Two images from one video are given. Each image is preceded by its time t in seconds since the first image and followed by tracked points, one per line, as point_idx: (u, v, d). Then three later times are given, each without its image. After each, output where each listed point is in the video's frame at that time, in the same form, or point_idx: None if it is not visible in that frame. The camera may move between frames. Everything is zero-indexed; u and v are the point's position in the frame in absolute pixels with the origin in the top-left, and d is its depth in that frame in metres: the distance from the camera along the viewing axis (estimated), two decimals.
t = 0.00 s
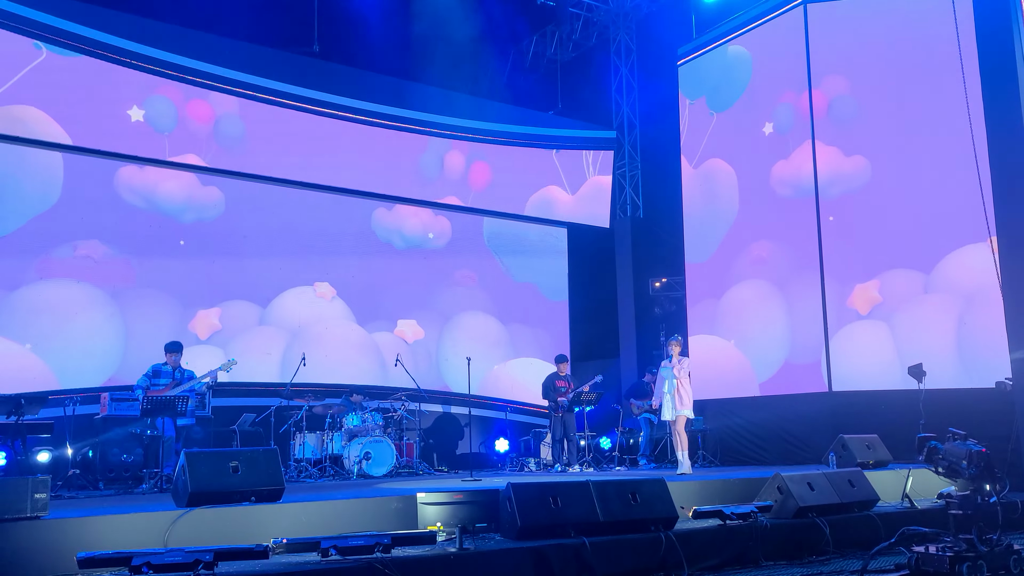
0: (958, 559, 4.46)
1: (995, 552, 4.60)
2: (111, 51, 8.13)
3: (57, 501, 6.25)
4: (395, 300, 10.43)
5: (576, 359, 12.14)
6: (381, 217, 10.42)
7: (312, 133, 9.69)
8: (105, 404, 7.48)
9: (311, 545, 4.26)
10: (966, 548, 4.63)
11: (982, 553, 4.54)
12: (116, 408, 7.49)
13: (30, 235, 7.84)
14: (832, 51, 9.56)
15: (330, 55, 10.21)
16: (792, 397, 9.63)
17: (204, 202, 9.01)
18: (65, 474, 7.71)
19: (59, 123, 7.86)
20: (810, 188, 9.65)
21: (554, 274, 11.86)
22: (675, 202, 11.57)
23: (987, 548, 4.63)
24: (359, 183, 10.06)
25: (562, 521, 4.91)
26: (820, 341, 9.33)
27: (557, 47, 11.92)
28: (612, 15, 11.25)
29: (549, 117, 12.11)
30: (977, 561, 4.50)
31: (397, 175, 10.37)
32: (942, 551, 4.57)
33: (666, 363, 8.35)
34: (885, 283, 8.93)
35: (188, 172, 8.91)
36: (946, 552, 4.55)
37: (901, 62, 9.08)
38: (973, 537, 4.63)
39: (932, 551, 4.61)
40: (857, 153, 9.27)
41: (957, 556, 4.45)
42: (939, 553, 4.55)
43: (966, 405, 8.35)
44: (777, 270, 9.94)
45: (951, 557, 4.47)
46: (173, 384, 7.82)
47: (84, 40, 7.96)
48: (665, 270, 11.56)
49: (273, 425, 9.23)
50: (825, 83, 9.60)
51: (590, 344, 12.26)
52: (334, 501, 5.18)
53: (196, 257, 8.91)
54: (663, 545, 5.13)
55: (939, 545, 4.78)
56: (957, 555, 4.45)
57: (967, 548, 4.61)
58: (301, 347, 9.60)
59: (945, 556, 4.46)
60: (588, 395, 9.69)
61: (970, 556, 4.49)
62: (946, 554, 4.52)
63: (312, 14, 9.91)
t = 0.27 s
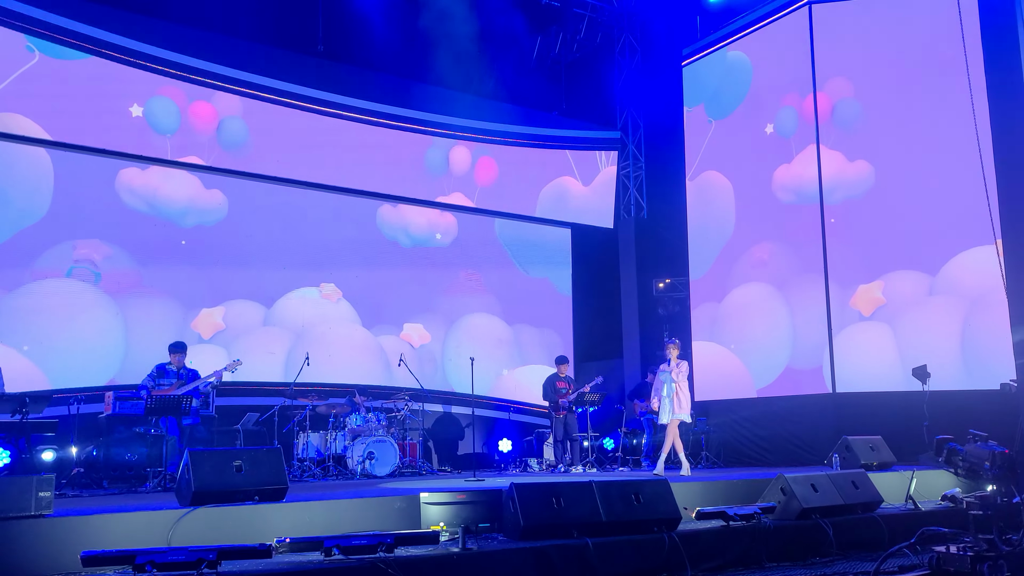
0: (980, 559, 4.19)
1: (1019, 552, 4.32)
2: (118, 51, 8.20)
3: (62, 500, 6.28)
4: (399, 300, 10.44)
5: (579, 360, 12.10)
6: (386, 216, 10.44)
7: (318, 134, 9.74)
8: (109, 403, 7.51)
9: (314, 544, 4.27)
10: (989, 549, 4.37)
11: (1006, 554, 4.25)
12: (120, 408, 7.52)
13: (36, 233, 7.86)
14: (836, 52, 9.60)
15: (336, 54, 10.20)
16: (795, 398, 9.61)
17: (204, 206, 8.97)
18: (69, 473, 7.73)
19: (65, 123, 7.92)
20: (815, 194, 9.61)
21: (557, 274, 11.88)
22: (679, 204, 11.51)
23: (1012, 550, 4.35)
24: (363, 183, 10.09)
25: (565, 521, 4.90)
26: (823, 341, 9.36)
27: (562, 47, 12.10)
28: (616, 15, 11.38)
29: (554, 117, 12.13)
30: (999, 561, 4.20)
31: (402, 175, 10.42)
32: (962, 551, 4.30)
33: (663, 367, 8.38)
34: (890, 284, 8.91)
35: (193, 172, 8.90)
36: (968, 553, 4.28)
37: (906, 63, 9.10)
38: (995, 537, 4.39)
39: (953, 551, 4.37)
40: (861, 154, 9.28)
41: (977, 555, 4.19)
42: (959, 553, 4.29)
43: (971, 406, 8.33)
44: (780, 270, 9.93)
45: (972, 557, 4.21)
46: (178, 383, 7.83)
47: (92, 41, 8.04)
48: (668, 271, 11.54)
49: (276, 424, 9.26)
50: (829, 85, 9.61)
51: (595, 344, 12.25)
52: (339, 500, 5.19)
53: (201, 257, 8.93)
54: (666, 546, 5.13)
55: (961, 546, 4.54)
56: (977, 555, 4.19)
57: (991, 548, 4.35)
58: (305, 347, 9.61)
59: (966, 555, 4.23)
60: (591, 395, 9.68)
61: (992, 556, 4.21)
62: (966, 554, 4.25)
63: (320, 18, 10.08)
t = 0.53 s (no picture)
0: (998, 560, 4.46)
1: None
2: (125, 52, 8.16)
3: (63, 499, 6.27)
4: (401, 300, 10.44)
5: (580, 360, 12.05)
6: (388, 216, 10.45)
7: (321, 134, 9.73)
8: (112, 402, 7.54)
9: (316, 544, 4.27)
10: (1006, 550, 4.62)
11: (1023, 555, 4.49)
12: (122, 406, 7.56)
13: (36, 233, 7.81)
14: (840, 53, 9.55)
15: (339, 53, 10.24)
16: (799, 399, 9.53)
17: (206, 207, 8.96)
18: (71, 473, 7.69)
19: (69, 122, 7.88)
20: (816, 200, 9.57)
21: (560, 275, 11.87)
22: (681, 206, 11.61)
23: None
24: (366, 183, 10.09)
25: (568, 522, 4.90)
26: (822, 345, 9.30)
27: (563, 48, 12.13)
28: (619, 15, 11.32)
29: (555, 117, 12.19)
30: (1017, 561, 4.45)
31: (405, 175, 10.41)
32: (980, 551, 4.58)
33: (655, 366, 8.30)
34: (892, 287, 8.92)
35: (195, 172, 8.89)
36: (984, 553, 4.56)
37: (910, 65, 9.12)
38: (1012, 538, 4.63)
39: (970, 551, 4.61)
40: (865, 155, 9.27)
41: (995, 556, 4.46)
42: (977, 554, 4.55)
43: (971, 407, 8.53)
44: (784, 271, 9.82)
45: (990, 558, 4.48)
46: (181, 383, 7.84)
47: (99, 42, 7.99)
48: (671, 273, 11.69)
49: (279, 424, 9.35)
50: (832, 89, 9.56)
51: (595, 343, 12.26)
52: (341, 500, 5.19)
53: (204, 256, 8.93)
54: (668, 548, 5.12)
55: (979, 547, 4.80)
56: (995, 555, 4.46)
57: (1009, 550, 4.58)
58: (307, 347, 9.61)
59: (985, 556, 4.48)
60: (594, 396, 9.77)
61: (1009, 557, 4.46)
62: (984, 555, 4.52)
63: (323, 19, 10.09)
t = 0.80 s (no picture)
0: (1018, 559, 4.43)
1: None
2: (128, 51, 8.18)
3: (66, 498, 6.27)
4: (403, 300, 10.45)
5: (583, 361, 11.99)
6: (391, 217, 10.47)
7: (325, 134, 9.76)
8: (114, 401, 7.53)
9: (318, 544, 4.28)
10: None
11: None
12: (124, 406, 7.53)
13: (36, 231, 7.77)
14: (844, 54, 9.57)
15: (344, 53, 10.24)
16: (801, 400, 9.55)
17: (206, 206, 8.92)
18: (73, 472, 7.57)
19: (73, 122, 7.91)
20: (817, 202, 9.65)
21: (562, 275, 11.88)
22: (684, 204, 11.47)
23: None
24: (369, 184, 10.12)
25: (570, 522, 4.90)
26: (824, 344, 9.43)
27: (567, 49, 12.14)
28: (622, 16, 11.37)
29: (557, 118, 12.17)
30: None
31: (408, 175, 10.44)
32: (999, 549, 4.54)
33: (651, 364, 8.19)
34: (893, 289, 8.97)
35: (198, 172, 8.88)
36: (1004, 551, 4.52)
37: (912, 66, 9.13)
38: None
39: (990, 550, 4.58)
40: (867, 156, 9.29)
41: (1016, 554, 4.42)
42: (996, 552, 4.52)
43: (981, 412, 8.40)
44: (784, 273, 9.96)
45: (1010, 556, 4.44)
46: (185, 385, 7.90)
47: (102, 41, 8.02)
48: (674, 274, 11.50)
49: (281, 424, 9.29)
50: (833, 90, 9.61)
51: (597, 344, 12.21)
52: (344, 499, 5.19)
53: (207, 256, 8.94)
54: (670, 548, 5.12)
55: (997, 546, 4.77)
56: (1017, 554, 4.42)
57: None
58: (311, 347, 9.63)
59: (1005, 555, 4.45)
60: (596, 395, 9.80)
61: None
62: (1004, 553, 4.48)
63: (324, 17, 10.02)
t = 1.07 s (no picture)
0: None
1: None
2: (130, 52, 8.25)
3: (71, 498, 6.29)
4: (406, 300, 10.46)
5: (587, 361, 12.06)
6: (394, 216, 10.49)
7: (328, 134, 9.80)
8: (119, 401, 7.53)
9: (321, 544, 4.28)
10: None
11: None
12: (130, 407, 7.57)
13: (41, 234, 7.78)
14: (847, 53, 9.52)
15: (346, 54, 10.16)
16: (803, 403, 9.41)
17: (205, 207, 8.92)
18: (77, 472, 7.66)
19: (77, 122, 7.95)
20: (817, 205, 9.62)
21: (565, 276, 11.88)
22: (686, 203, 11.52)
23: None
24: (372, 183, 10.14)
25: (573, 523, 4.90)
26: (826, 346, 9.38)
27: (570, 50, 11.74)
28: (627, 16, 11.04)
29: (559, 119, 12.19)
30: None
31: (411, 175, 10.48)
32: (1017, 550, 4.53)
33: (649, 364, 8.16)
34: (895, 293, 8.98)
35: (202, 173, 8.91)
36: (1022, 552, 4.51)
37: (914, 66, 9.16)
38: None
39: (1007, 551, 4.57)
40: (869, 156, 9.29)
41: None
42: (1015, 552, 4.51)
43: (982, 411, 8.50)
44: (783, 274, 9.96)
45: None
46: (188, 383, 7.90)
47: (105, 41, 8.09)
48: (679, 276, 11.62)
49: (284, 425, 9.25)
50: (833, 89, 9.56)
51: (601, 344, 12.26)
52: (348, 499, 5.20)
53: (211, 256, 8.96)
54: (673, 549, 5.11)
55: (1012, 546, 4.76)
56: None
57: None
58: (314, 347, 9.65)
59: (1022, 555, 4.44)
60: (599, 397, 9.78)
61: None
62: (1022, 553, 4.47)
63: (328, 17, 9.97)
